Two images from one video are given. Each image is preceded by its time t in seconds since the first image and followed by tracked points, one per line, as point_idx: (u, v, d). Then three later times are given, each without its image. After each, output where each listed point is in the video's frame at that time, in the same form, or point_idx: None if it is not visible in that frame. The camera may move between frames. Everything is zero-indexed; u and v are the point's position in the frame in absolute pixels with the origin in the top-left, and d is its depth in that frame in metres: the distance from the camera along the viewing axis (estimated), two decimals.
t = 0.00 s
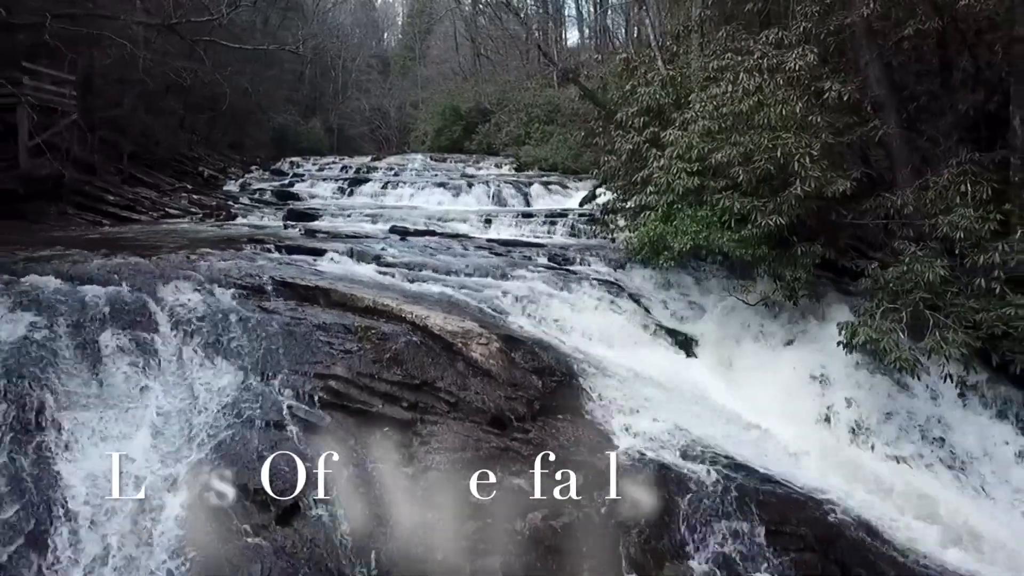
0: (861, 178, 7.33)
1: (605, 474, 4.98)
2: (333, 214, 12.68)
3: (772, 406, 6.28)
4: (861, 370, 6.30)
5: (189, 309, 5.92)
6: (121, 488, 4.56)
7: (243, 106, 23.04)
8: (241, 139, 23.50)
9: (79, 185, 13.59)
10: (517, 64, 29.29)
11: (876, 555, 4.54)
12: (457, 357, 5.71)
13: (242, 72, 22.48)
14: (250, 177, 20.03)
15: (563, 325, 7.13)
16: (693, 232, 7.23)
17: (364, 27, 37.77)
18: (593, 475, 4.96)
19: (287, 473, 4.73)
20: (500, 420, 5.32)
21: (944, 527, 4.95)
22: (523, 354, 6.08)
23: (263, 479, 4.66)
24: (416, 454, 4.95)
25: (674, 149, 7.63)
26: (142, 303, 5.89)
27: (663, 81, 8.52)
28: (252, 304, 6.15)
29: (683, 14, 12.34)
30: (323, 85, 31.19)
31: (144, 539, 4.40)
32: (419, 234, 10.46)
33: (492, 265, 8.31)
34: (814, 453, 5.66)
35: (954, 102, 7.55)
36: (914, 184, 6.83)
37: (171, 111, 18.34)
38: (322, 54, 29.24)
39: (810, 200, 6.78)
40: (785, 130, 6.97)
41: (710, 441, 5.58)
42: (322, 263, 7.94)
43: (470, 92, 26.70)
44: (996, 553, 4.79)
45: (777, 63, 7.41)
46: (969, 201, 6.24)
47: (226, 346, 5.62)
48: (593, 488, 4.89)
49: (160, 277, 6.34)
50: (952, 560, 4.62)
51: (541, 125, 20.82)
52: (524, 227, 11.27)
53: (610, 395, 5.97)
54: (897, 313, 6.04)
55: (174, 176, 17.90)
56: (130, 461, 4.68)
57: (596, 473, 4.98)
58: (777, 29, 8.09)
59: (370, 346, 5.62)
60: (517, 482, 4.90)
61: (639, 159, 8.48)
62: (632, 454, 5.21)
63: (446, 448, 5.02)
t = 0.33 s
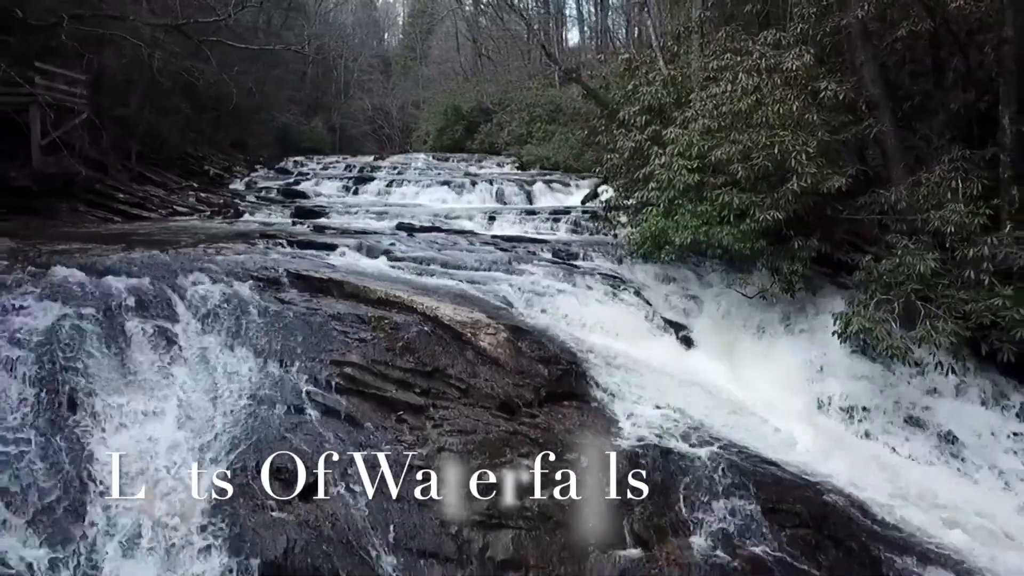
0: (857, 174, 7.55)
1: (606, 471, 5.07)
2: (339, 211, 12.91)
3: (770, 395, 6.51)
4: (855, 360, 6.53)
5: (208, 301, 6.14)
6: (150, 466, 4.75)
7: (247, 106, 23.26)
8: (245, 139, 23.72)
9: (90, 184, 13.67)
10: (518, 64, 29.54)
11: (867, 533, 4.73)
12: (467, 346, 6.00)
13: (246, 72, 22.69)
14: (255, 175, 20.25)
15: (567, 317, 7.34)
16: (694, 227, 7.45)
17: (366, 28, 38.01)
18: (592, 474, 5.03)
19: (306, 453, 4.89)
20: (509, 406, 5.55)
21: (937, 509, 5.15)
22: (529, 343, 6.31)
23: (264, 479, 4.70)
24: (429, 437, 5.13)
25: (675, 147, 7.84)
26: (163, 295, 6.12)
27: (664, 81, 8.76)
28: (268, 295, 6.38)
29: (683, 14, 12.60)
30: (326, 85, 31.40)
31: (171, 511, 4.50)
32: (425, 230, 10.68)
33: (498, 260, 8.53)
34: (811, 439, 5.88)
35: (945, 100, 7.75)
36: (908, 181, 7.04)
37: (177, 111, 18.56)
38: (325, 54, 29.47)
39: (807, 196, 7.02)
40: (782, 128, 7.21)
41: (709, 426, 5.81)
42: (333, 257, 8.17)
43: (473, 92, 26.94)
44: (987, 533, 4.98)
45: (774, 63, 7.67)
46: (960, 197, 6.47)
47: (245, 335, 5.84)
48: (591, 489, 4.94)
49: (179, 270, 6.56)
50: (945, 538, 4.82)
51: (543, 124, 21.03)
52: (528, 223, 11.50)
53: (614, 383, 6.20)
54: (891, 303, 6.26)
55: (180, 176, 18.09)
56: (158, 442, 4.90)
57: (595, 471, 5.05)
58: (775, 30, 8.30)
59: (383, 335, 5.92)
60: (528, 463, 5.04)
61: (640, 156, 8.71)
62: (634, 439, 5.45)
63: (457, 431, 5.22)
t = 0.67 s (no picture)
0: (853, 171, 7.81)
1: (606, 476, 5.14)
2: (347, 209, 13.16)
3: (770, 383, 6.76)
4: (852, 350, 6.79)
5: (231, 290, 6.38)
6: (186, 445, 5.00)
7: (252, 105, 23.50)
8: (250, 139, 23.98)
9: (103, 181, 13.77)
10: (520, 65, 29.82)
11: (860, 507, 5.01)
12: (479, 335, 6.27)
13: (252, 72, 22.95)
14: (262, 174, 20.51)
15: (573, 309, 7.60)
16: (696, 222, 7.70)
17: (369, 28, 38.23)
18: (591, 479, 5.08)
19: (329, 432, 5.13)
20: (520, 391, 5.83)
21: (932, 490, 5.41)
22: (538, 333, 6.58)
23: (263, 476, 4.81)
24: (446, 419, 5.39)
25: (677, 145, 8.08)
26: (187, 285, 6.36)
27: (667, 81, 9.05)
28: (288, 286, 6.64)
29: (685, 16, 12.89)
30: (329, 85, 31.64)
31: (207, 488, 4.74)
32: (433, 226, 10.94)
33: (506, 255, 8.78)
34: (808, 424, 6.15)
35: (939, 100, 7.97)
36: (902, 178, 7.26)
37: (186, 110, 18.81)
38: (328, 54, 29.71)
39: (805, 192, 7.30)
40: (781, 126, 7.48)
41: (711, 412, 6.08)
42: (347, 251, 8.43)
43: (475, 92, 27.21)
44: (978, 513, 5.24)
45: (774, 64, 7.98)
46: (952, 192, 6.71)
47: (267, 323, 6.10)
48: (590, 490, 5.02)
49: (201, 262, 6.83)
50: (939, 516, 5.08)
51: (546, 124, 21.28)
52: (533, 221, 11.77)
53: (619, 371, 6.47)
54: (886, 295, 6.51)
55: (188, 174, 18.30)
56: (190, 421, 5.15)
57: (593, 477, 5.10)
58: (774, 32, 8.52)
59: (399, 324, 6.19)
60: (539, 443, 5.33)
61: (644, 154, 8.99)
62: (639, 423, 5.72)
63: (472, 413, 5.48)
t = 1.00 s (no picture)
0: (852, 168, 8.09)
1: (605, 473, 5.26)
2: (356, 206, 13.45)
3: (771, 372, 7.04)
4: (849, 339, 7.06)
5: (255, 282, 6.66)
6: (221, 423, 5.25)
7: (258, 105, 23.78)
8: (256, 138, 24.26)
9: (117, 179, 13.98)
10: (522, 65, 30.11)
11: (857, 485, 5.29)
12: (492, 325, 6.57)
13: (258, 72, 23.21)
14: (269, 173, 20.79)
15: (581, 301, 7.88)
16: (699, 216, 7.98)
17: (372, 27, 38.49)
18: (591, 475, 5.18)
19: (353, 412, 5.38)
20: (532, 377, 6.12)
21: (925, 469, 5.71)
22: (548, 323, 6.88)
23: (262, 479, 4.91)
24: (463, 402, 5.67)
25: (682, 143, 8.36)
26: (213, 277, 6.63)
27: (671, 81, 9.34)
28: (308, 278, 6.93)
29: (687, 18, 13.18)
30: (332, 85, 31.92)
31: (245, 461, 5.01)
32: (443, 223, 11.23)
33: (515, 249, 9.06)
34: (807, 410, 6.42)
35: (933, 100, 8.27)
36: (899, 175, 7.53)
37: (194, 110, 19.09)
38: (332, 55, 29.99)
39: (804, 188, 7.59)
40: (781, 125, 7.77)
41: (714, 397, 6.37)
42: (362, 246, 8.73)
43: (479, 91, 27.47)
44: (969, 491, 5.52)
45: (774, 65, 8.27)
46: (945, 188, 7.00)
47: (291, 313, 6.39)
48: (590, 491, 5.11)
49: (224, 255, 7.12)
50: (931, 492, 5.38)
51: (549, 123, 21.52)
52: (539, 217, 12.06)
53: (625, 360, 6.76)
54: (882, 286, 6.83)
55: (197, 172, 18.54)
56: (222, 403, 5.40)
57: (593, 472, 5.20)
58: (775, 34, 8.79)
59: (416, 314, 6.49)
60: (551, 425, 5.62)
61: (648, 152, 9.28)
62: (647, 407, 6.02)
63: (487, 397, 5.77)
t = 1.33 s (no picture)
0: (851, 166, 8.37)
1: (608, 463, 5.44)
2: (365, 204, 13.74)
3: (772, 361, 7.32)
4: (848, 330, 7.35)
5: (278, 274, 6.94)
6: (252, 404, 5.50)
7: (265, 105, 24.07)
8: (262, 138, 24.54)
9: (131, 177, 14.25)
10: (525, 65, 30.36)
11: (854, 466, 5.56)
12: (505, 316, 6.86)
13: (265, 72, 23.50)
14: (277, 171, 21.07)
15: (589, 294, 8.17)
16: (703, 212, 8.25)
17: (376, 28, 38.73)
18: (591, 471, 5.33)
19: (376, 396, 5.66)
20: (544, 365, 6.41)
21: (918, 452, 6.01)
22: (558, 315, 7.17)
23: (263, 479, 4.98)
24: (479, 387, 5.94)
25: (687, 141, 8.64)
26: (237, 270, 6.91)
27: (676, 82, 9.64)
28: (328, 271, 7.21)
29: (689, 20, 13.47)
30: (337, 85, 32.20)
31: (274, 441, 5.25)
32: (452, 220, 11.52)
33: (524, 245, 9.35)
34: (807, 397, 6.70)
35: (929, 100, 8.55)
36: (895, 172, 7.81)
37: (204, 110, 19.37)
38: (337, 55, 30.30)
39: (804, 185, 7.87)
40: (782, 123, 8.05)
41: (717, 384, 6.66)
42: (376, 241, 9.02)
43: (482, 92, 27.70)
44: (962, 472, 5.81)
45: (775, 66, 8.56)
46: (940, 185, 7.28)
47: (313, 303, 6.67)
48: (590, 489, 5.25)
49: (247, 248, 7.40)
50: (923, 472, 5.68)
51: (552, 122, 21.72)
52: (545, 215, 12.35)
53: (631, 350, 7.05)
54: (878, 278, 7.12)
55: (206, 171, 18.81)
56: (251, 387, 5.67)
57: (593, 465, 5.37)
58: (776, 36, 9.09)
59: (432, 305, 6.78)
60: (564, 409, 5.89)
61: (653, 151, 9.59)
62: (653, 393, 6.31)
63: (502, 383, 6.04)
